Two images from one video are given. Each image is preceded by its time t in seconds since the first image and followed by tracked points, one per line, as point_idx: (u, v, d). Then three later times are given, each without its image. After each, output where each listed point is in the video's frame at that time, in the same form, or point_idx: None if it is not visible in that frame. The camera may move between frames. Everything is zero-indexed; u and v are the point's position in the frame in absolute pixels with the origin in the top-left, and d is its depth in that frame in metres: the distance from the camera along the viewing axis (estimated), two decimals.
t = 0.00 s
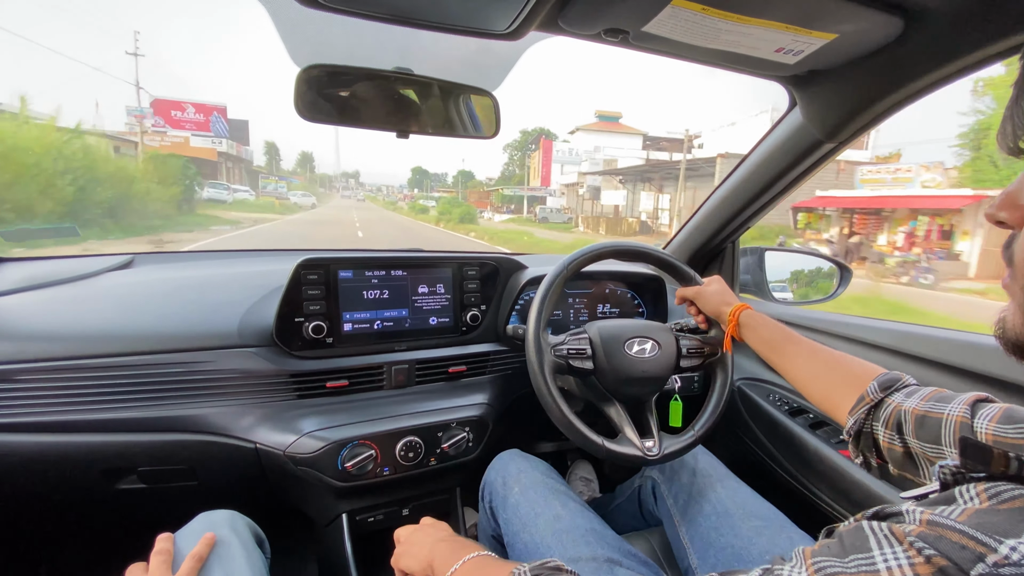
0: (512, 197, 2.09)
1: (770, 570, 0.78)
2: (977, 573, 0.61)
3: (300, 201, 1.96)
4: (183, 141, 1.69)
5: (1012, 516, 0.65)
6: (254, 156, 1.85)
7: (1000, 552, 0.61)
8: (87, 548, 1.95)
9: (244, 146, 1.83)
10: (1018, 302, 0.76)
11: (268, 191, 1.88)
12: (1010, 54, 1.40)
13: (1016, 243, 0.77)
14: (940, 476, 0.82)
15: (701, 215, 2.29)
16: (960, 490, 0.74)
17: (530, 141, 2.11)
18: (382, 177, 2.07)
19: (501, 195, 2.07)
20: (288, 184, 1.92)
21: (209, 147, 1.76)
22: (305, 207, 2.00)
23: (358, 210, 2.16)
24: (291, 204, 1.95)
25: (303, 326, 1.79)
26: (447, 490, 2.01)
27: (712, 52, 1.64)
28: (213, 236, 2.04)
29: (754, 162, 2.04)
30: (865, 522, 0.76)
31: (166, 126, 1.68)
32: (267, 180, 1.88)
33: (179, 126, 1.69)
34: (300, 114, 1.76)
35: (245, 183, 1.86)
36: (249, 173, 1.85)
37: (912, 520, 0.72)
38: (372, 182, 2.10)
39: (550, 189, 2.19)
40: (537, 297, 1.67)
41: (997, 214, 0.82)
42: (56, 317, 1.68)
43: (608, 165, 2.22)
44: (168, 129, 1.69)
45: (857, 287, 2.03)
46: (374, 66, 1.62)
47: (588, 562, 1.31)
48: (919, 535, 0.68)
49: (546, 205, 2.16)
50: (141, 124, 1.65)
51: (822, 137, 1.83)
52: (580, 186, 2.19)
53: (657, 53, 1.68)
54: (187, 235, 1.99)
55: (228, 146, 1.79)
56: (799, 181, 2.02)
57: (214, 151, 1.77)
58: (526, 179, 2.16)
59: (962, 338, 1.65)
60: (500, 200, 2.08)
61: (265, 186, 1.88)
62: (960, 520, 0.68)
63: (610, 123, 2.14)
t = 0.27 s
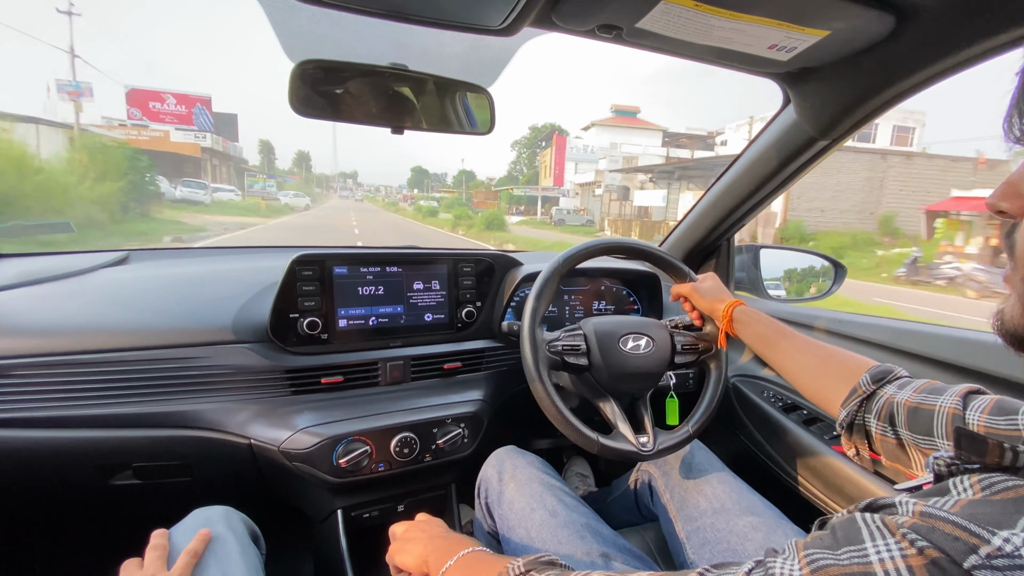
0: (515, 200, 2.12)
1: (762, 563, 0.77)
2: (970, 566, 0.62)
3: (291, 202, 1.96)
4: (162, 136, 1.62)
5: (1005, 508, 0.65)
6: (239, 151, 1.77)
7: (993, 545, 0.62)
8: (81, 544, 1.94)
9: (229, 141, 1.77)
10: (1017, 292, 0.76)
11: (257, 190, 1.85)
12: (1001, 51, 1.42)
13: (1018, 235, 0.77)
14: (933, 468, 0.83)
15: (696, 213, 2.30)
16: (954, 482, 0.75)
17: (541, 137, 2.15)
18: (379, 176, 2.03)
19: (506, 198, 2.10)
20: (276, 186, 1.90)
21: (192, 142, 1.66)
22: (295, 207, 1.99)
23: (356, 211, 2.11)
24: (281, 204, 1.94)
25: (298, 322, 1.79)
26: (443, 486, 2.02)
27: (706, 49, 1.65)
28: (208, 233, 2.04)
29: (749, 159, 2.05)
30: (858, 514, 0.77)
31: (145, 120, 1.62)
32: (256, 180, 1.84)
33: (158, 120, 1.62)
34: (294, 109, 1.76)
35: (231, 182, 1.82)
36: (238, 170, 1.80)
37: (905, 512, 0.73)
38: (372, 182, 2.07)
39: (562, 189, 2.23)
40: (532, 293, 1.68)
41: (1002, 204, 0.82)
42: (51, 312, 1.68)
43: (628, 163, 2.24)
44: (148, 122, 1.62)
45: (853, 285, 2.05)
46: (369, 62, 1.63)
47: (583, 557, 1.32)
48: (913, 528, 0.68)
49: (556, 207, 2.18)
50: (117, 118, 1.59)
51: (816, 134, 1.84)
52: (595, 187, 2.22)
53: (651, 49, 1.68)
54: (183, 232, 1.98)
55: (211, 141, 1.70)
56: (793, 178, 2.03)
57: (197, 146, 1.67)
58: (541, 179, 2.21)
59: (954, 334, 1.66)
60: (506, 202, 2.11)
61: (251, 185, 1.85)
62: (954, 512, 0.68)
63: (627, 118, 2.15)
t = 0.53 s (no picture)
0: (523, 203, 2.08)
1: (759, 565, 0.77)
2: (964, 565, 0.62)
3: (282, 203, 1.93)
4: (138, 129, 1.59)
5: (999, 507, 0.66)
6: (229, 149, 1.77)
7: (987, 544, 0.62)
8: (75, 547, 1.93)
9: (213, 136, 1.75)
10: (1009, 289, 0.77)
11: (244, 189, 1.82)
12: (996, 56, 1.42)
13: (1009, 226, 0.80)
14: (930, 470, 0.82)
15: (693, 216, 2.30)
16: (949, 483, 0.75)
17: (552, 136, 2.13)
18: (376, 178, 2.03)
19: (515, 199, 2.07)
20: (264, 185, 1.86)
21: (170, 136, 1.66)
22: (285, 208, 1.96)
23: (354, 213, 2.11)
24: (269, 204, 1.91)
25: (294, 323, 1.79)
26: (438, 489, 2.01)
27: (703, 52, 1.65)
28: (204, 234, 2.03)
29: (745, 162, 2.05)
30: (853, 515, 0.77)
31: (119, 112, 1.58)
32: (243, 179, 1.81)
33: (134, 111, 1.58)
34: (290, 110, 1.75)
35: (214, 182, 1.77)
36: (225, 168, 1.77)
37: (900, 512, 0.73)
38: (370, 183, 2.06)
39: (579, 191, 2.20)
40: (530, 295, 1.68)
41: (996, 198, 0.86)
42: (45, 312, 1.67)
43: (652, 162, 2.18)
44: (121, 113, 1.58)
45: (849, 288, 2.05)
46: (366, 64, 1.63)
47: (579, 560, 1.32)
48: (908, 528, 0.69)
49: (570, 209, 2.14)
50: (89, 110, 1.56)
51: (812, 137, 1.85)
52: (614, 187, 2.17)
53: (649, 52, 1.69)
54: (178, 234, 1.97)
55: (191, 136, 1.70)
56: (789, 181, 2.04)
57: (176, 140, 1.67)
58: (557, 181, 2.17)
59: (948, 337, 1.67)
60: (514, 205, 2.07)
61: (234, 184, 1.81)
62: (948, 513, 0.68)
63: (648, 113, 2.08)
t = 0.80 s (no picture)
0: (534, 205, 2.08)
1: None
2: None
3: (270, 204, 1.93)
4: (106, 121, 1.62)
5: (978, 518, 0.65)
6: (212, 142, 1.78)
7: (967, 558, 0.61)
8: (68, 552, 1.92)
9: (194, 130, 1.76)
10: (992, 289, 0.79)
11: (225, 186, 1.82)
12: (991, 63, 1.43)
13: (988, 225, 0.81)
14: (918, 478, 0.82)
15: (690, 220, 2.31)
16: (933, 492, 0.75)
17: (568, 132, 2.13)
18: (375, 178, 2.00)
19: (524, 202, 2.07)
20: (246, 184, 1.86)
21: (142, 129, 1.66)
22: (273, 211, 1.96)
23: (352, 215, 2.09)
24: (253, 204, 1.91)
25: (290, 327, 1.78)
26: (435, 493, 2.00)
27: (700, 58, 1.66)
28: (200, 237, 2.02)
29: (742, 167, 2.06)
30: (839, 528, 0.77)
31: (84, 101, 1.60)
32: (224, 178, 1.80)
33: (101, 100, 1.61)
34: (287, 114, 1.75)
35: (189, 181, 1.76)
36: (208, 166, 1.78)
37: (883, 524, 0.73)
38: (366, 183, 2.04)
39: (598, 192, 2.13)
40: (527, 299, 1.68)
41: (969, 193, 0.86)
42: (39, 316, 1.66)
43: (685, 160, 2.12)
44: (87, 102, 1.60)
45: (849, 293, 2.06)
46: (363, 68, 1.63)
47: (576, 565, 1.31)
48: (889, 542, 0.69)
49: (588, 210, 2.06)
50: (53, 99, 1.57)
51: (808, 143, 1.85)
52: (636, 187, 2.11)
53: (646, 58, 1.69)
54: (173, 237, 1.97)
55: (167, 128, 1.69)
56: (786, 186, 2.04)
57: (150, 134, 1.66)
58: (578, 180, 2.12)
59: (942, 342, 1.68)
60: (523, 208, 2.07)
61: (213, 182, 1.80)
62: (928, 524, 0.68)
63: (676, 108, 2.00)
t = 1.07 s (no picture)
0: (551, 207, 2.15)
1: None
2: None
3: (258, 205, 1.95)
4: (67, 109, 1.51)
5: (977, 533, 0.65)
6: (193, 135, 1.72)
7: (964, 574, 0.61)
8: (63, 558, 1.90)
9: (171, 121, 1.67)
10: (990, 286, 0.79)
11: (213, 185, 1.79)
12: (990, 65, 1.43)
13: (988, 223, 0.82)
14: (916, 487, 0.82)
15: (688, 222, 2.30)
16: (929, 504, 0.75)
17: (586, 128, 2.10)
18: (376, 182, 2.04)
19: (539, 203, 2.13)
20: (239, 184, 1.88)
21: (110, 120, 1.57)
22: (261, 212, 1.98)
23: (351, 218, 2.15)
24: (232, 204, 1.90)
25: (287, 331, 1.77)
26: (433, 497, 1.99)
27: (698, 60, 1.66)
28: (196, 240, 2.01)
29: (741, 169, 2.06)
30: (837, 540, 0.77)
31: (43, 86, 1.46)
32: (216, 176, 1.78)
33: (63, 87, 1.49)
34: (285, 117, 1.74)
35: (155, 180, 1.69)
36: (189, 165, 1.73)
37: (880, 538, 0.73)
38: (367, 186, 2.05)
39: (624, 192, 2.20)
40: (526, 302, 1.67)
41: (971, 194, 0.88)
42: (35, 320, 1.65)
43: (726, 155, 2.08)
44: (46, 86, 1.47)
45: (847, 296, 2.06)
46: (362, 70, 1.62)
47: (575, 570, 1.30)
48: (886, 557, 0.69)
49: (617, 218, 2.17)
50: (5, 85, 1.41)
51: (807, 146, 1.85)
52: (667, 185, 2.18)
53: (645, 60, 1.69)
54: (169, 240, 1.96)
55: (137, 118, 1.61)
56: (785, 188, 2.04)
57: (118, 123, 1.59)
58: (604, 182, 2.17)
59: (941, 344, 1.68)
60: (537, 211, 2.14)
61: (183, 179, 1.72)
62: (925, 539, 0.68)
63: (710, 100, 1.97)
